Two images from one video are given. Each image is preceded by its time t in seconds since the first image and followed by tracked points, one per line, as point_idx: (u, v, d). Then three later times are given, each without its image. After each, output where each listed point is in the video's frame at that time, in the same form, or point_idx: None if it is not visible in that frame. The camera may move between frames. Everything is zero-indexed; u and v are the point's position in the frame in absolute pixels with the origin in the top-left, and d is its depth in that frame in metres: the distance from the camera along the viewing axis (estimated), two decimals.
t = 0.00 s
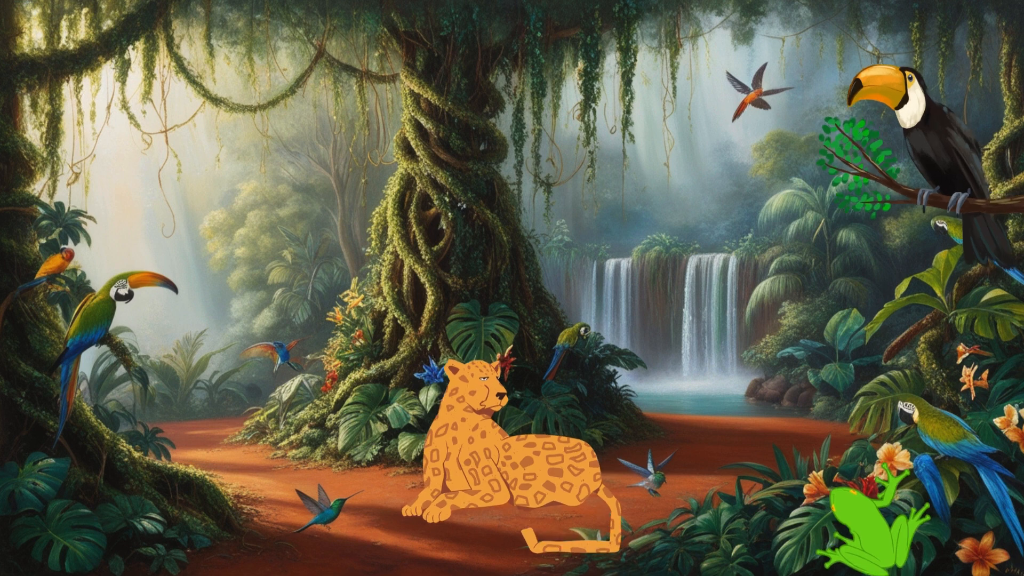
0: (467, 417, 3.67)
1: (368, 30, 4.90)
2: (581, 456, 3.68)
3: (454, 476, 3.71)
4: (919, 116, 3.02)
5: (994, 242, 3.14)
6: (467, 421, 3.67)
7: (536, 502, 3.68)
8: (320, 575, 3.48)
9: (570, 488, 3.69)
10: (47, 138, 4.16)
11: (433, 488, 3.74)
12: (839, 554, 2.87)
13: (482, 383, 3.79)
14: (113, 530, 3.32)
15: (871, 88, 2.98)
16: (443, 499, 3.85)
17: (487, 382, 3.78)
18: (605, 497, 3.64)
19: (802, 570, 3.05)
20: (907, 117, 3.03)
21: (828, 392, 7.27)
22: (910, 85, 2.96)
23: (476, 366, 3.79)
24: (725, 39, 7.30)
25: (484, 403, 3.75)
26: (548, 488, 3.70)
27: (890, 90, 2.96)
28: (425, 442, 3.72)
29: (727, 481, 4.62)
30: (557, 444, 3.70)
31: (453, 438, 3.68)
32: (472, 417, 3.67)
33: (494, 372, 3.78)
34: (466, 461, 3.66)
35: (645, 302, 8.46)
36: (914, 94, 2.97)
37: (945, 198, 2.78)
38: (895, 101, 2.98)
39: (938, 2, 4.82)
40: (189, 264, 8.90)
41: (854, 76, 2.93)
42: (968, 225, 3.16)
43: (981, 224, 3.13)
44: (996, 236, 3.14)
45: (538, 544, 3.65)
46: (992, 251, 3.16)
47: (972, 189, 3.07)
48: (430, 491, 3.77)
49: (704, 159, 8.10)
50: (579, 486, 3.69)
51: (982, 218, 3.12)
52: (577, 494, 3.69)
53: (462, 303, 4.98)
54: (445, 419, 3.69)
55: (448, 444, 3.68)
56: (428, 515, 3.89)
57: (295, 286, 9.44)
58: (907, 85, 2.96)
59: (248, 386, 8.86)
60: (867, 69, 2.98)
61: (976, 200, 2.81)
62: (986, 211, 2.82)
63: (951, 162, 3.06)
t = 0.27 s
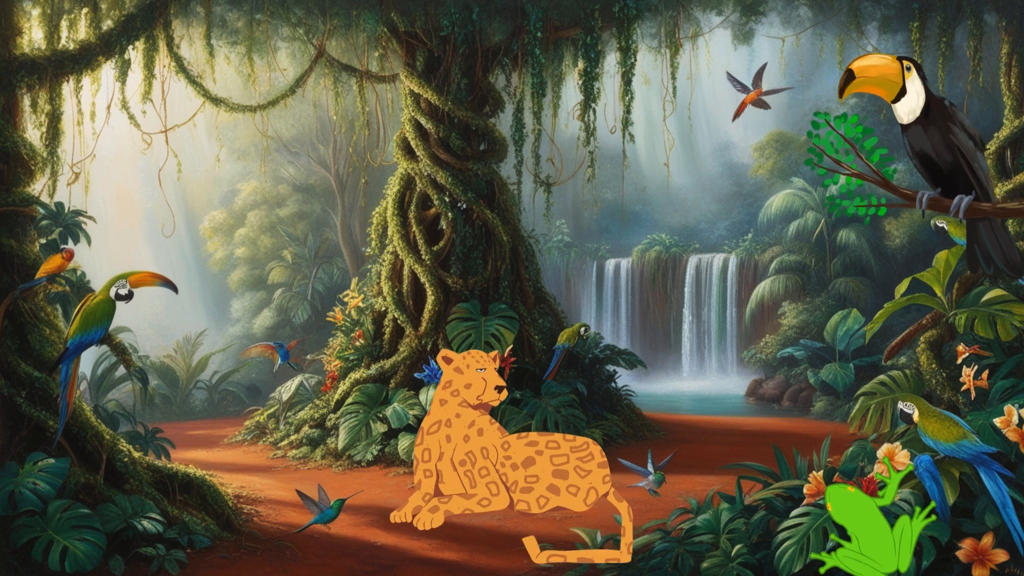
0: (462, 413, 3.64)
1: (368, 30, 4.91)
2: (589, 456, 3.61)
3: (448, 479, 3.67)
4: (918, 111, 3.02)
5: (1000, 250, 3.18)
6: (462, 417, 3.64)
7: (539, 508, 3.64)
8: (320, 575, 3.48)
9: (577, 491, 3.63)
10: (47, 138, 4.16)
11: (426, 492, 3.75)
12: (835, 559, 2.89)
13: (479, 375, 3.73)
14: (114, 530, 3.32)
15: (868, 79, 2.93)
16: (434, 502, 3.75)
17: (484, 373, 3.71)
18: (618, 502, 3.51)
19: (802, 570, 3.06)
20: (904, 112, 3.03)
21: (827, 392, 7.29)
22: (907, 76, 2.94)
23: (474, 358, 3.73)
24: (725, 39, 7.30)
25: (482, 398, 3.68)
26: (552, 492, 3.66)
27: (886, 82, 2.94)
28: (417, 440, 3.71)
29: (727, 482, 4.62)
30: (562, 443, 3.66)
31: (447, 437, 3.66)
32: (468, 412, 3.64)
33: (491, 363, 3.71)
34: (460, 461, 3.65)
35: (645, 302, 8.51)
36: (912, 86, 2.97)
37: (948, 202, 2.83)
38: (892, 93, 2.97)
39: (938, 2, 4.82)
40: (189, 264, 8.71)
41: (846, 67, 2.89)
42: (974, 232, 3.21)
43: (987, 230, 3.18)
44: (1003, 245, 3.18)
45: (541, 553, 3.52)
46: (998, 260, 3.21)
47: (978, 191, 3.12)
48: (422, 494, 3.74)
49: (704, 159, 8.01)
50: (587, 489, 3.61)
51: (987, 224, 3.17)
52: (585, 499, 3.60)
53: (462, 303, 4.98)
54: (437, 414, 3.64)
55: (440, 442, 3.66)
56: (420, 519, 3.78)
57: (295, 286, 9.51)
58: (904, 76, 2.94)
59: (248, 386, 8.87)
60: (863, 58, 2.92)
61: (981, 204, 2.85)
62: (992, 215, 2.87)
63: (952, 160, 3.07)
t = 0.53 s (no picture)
0: (470, 420, 3.70)
1: (368, 30, 4.91)
2: (577, 456, 3.65)
3: (458, 475, 3.71)
4: (919, 120, 3.01)
5: (989, 237, 3.15)
6: (470, 423, 3.70)
7: (534, 499, 3.64)
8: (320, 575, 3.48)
9: (567, 485, 3.68)
10: (47, 138, 4.16)
11: (440, 485, 3.72)
12: (841, 552, 2.87)
13: (485, 387, 3.71)
14: (114, 530, 3.32)
15: (877, 94, 2.90)
16: (448, 496, 3.74)
17: (489, 386, 3.69)
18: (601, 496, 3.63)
19: (802, 569, 3.05)
20: (907, 121, 3.02)
21: (827, 392, 7.24)
22: (911, 90, 2.92)
23: (481, 372, 3.67)
24: (725, 39, 7.30)
25: (487, 407, 3.71)
26: (546, 486, 3.69)
27: (893, 96, 2.91)
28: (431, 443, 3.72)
29: (727, 481, 4.62)
30: (555, 445, 3.69)
31: (456, 440, 3.70)
32: (475, 419, 3.70)
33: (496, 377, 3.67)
34: (469, 460, 3.68)
35: (645, 302, 8.47)
36: (916, 99, 2.95)
37: (944, 195, 2.82)
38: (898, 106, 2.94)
39: (938, 2, 4.82)
40: (189, 263, 8.91)
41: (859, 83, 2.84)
42: (965, 221, 3.17)
43: (977, 220, 3.14)
44: (993, 233, 3.14)
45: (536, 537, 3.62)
46: (988, 245, 3.18)
47: (968, 187, 3.07)
48: (437, 487, 3.71)
49: (704, 159, 8.13)
50: (575, 484, 3.67)
51: (978, 215, 3.12)
52: (573, 492, 3.67)
53: (462, 303, 4.98)
54: (449, 421, 3.72)
55: (452, 445, 3.70)
56: (434, 512, 3.77)
57: (295, 286, 9.41)
58: (909, 90, 2.92)
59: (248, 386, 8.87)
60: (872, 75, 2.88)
61: (972, 197, 2.82)
62: (983, 208, 2.85)
63: (949, 162, 3.06)
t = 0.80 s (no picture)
0: (472, 421, 3.71)
1: (368, 30, 4.91)
2: (574, 456, 3.63)
3: (461, 473, 3.74)
4: (920, 121, 3.00)
5: (988, 235, 3.15)
6: (473, 425, 3.70)
7: (534, 498, 3.64)
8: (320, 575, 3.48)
9: (564, 484, 3.65)
10: (47, 138, 4.16)
11: (443, 484, 3.79)
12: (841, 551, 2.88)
13: (487, 391, 3.75)
14: (113, 530, 3.32)
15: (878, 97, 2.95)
16: (450, 494, 3.81)
17: (490, 389, 3.74)
18: (596, 494, 3.62)
19: (802, 570, 3.05)
20: (907, 123, 3.01)
21: (827, 392, 7.23)
22: (911, 93, 2.95)
23: (482, 375, 3.74)
24: (725, 39, 7.30)
25: (489, 409, 3.73)
26: (546, 485, 3.68)
27: (894, 98, 2.95)
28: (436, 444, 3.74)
29: (727, 481, 4.62)
30: (553, 446, 3.68)
31: (458, 440, 3.70)
32: (477, 421, 3.70)
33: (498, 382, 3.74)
34: (471, 460, 3.68)
35: (645, 302, 8.47)
36: (917, 101, 2.97)
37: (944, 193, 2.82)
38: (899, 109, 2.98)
39: (938, 2, 4.82)
40: (189, 263, 8.91)
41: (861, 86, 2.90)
42: (963, 218, 3.18)
43: (976, 218, 3.14)
44: (991, 232, 3.15)
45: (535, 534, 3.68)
46: (986, 243, 3.18)
47: (966, 186, 3.07)
48: (438, 487, 3.80)
49: (704, 159, 8.12)
50: (573, 483, 3.64)
51: (976, 212, 3.13)
52: (571, 491, 3.65)
53: (462, 303, 4.98)
54: (453, 422, 3.74)
55: (455, 445, 3.70)
56: (436, 510, 3.80)
57: (295, 286, 9.42)
58: (909, 92, 2.96)
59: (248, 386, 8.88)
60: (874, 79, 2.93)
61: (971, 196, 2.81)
62: (982, 207, 2.84)
63: (948, 162, 3.07)
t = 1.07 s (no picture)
0: (459, 411, 3.64)
1: (368, 30, 4.92)
2: (593, 456, 3.66)
3: (444, 479, 3.66)
4: (917, 109, 3.02)
5: (1003, 252, 3.21)
6: (459, 415, 3.63)
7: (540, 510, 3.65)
8: None
9: (580, 493, 3.65)
10: (47, 138, 4.16)
11: (421, 493, 3.74)
12: (835, 561, 2.87)
13: (478, 370, 3.72)
14: (113, 530, 3.32)
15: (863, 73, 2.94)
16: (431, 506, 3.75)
17: (482, 368, 3.70)
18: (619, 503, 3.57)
19: (802, 570, 3.05)
20: (904, 109, 3.02)
21: (828, 392, 7.33)
22: (906, 71, 2.94)
23: (472, 351, 3.70)
24: (726, 39, 7.30)
25: (480, 394, 3.69)
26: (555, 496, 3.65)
27: (885, 78, 2.95)
28: (412, 440, 3.69)
29: (727, 482, 4.62)
30: (565, 443, 3.66)
31: (444, 436, 3.64)
32: (465, 410, 3.64)
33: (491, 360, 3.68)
34: (457, 461, 3.64)
35: (645, 301, 8.50)
36: (911, 82, 2.97)
37: (950, 203, 2.84)
38: (891, 88, 2.97)
39: (938, 2, 4.82)
40: (189, 263, 8.67)
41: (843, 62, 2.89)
42: (976, 234, 3.25)
43: (989, 234, 3.21)
44: (1004, 246, 3.21)
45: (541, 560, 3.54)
46: (1000, 262, 3.24)
47: (979, 191, 3.14)
48: (417, 495, 3.74)
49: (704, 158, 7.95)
50: (591, 492, 3.65)
51: (989, 228, 3.20)
52: (589, 502, 3.64)
53: (462, 303, 4.98)
54: (433, 412, 3.63)
55: (438, 441, 3.64)
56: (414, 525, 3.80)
57: (295, 286, 9.57)
58: (904, 71, 2.95)
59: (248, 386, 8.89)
60: (860, 53, 2.92)
61: (983, 206, 2.83)
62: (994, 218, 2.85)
63: (954, 161, 3.08)
